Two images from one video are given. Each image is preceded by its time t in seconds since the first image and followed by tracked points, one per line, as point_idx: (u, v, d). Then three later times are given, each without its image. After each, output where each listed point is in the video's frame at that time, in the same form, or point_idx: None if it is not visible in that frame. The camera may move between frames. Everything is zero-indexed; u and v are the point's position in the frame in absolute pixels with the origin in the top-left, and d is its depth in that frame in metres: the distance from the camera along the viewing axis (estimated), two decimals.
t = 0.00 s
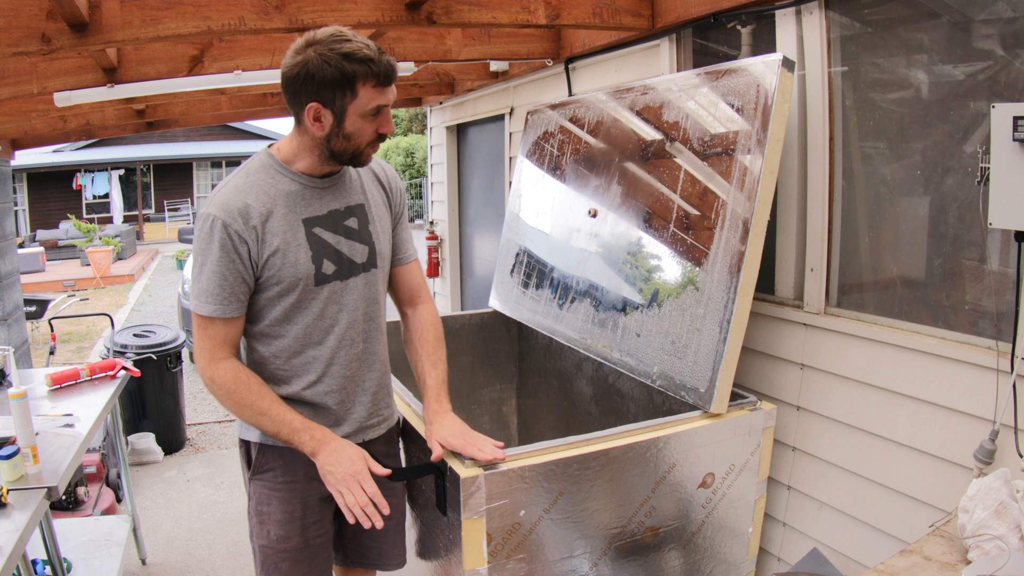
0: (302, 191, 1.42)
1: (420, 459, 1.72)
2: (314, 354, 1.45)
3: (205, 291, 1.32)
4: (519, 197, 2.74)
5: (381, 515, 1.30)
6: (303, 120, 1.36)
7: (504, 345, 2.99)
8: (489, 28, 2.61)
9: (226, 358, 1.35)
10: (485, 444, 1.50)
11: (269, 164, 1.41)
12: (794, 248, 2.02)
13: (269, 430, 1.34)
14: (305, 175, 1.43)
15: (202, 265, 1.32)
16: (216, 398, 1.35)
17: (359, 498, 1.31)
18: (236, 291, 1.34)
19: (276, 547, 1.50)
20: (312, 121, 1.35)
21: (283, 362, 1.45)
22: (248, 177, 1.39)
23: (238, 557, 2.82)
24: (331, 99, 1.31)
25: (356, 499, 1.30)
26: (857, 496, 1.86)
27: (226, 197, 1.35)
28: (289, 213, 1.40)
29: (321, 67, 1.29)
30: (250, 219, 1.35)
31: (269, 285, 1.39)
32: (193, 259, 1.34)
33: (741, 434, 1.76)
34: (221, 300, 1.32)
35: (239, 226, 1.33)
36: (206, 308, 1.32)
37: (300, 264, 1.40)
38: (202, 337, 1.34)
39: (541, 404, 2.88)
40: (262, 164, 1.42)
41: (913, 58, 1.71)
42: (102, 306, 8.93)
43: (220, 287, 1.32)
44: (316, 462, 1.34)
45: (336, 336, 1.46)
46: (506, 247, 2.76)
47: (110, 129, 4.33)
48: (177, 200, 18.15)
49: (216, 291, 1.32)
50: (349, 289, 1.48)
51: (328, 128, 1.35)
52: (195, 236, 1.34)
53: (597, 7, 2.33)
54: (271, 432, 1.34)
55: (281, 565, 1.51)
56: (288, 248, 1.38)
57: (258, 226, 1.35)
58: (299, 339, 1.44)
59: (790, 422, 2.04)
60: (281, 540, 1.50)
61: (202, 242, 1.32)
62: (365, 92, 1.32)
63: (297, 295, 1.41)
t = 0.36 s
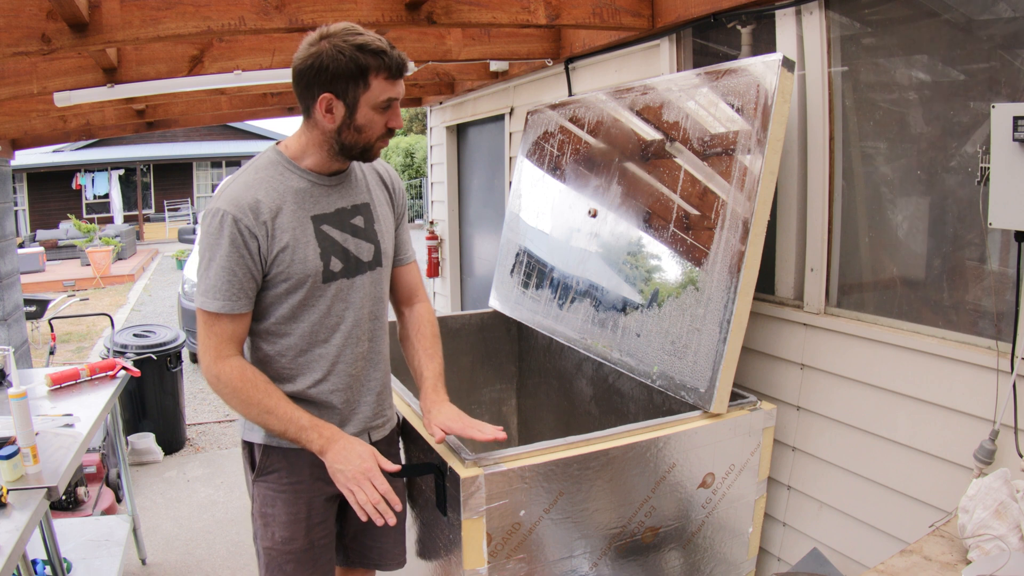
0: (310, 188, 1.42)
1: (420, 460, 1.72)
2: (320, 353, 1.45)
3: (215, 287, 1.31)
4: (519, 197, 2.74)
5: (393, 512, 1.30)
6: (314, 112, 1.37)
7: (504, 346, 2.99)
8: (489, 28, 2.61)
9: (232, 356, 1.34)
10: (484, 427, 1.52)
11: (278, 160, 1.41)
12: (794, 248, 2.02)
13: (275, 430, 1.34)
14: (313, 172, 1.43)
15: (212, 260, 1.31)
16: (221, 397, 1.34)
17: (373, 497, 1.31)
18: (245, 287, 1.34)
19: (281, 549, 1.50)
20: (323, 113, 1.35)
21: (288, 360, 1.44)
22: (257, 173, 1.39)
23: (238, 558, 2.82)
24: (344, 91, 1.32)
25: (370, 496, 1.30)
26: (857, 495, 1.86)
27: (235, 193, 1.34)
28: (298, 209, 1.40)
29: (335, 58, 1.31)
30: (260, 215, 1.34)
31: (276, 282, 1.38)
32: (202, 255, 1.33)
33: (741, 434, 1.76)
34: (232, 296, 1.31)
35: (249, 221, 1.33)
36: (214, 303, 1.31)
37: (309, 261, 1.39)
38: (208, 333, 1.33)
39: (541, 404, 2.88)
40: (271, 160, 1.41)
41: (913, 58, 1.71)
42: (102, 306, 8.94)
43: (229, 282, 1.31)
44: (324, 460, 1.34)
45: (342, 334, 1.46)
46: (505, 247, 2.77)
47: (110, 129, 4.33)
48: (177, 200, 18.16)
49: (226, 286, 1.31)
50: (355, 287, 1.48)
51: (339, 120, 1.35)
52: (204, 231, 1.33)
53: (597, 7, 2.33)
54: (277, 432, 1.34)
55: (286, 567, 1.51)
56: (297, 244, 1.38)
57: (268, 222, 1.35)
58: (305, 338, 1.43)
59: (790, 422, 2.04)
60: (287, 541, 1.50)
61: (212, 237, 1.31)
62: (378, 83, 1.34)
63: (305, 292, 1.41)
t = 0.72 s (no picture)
0: (314, 188, 1.42)
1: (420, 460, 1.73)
2: (323, 353, 1.45)
3: (219, 284, 1.30)
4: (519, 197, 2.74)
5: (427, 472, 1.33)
6: (318, 111, 1.37)
7: (504, 346, 2.99)
8: (489, 28, 2.61)
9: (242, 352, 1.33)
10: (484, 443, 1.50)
11: (283, 159, 1.41)
12: (794, 248, 2.02)
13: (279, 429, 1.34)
14: (316, 172, 1.43)
15: (216, 258, 1.30)
16: (232, 395, 1.33)
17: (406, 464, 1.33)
18: (250, 285, 1.33)
19: (286, 550, 1.50)
20: (325, 113, 1.35)
21: (293, 359, 1.44)
22: (261, 171, 1.39)
23: (238, 558, 2.82)
24: (348, 94, 1.32)
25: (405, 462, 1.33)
26: (857, 496, 1.86)
27: (240, 190, 1.34)
28: (302, 208, 1.40)
29: (343, 61, 1.31)
30: (265, 213, 1.35)
31: (280, 281, 1.38)
32: (206, 252, 1.32)
33: (741, 434, 1.76)
34: (236, 294, 1.31)
35: (254, 219, 1.33)
36: (219, 301, 1.30)
37: (312, 260, 1.40)
38: (216, 332, 1.32)
39: (541, 404, 2.88)
40: (275, 158, 1.41)
41: (913, 57, 1.71)
42: (102, 306, 8.94)
43: (234, 280, 1.30)
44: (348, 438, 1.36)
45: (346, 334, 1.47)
46: (505, 247, 2.77)
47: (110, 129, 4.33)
48: (177, 201, 18.17)
49: (231, 284, 1.30)
50: (358, 287, 1.48)
51: (340, 122, 1.35)
52: (208, 229, 1.32)
53: (597, 7, 2.33)
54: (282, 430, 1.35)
55: (291, 568, 1.51)
56: (301, 243, 1.38)
57: (273, 221, 1.35)
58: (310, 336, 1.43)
59: (790, 422, 2.04)
60: (291, 542, 1.50)
61: (217, 235, 1.30)
62: (382, 90, 1.33)
63: (308, 292, 1.40)
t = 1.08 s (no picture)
0: (320, 189, 1.42)
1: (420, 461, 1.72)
2: (313, 350, 1.45)
3: (217, 273, 1.31)
4: (519, 197, 2.74)
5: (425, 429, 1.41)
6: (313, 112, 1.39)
7: (504, 346, 2.99)
8: (489, 28, 2.61)
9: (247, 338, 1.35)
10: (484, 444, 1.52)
11: (294, 157, 1.41)
12: (794, 248, 2.02)
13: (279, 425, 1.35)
14: (320, 171, 1.42)
15: (218, 247, 1.31)
16: (234, 378, 1.35)
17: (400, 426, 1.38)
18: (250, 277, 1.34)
19: (273, 542, 1.50)
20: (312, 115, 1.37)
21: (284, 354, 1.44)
22: (272, 166, 1.39)
23: (238, 558, 2.82)
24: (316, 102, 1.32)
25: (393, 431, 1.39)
26: (857, 496, 1.86)
27: (248, 183, 1.35)
28: (306, 207, 1.40)
29: (316, 70, 1.29)
30: (270, 208, 1.35)
31: (277, 277, 1.39)
32: (209, 240, 1.32)
33: (741, 434, 1.76)
34: (233, 285, 1.31)
35: (259, 213, 1.33)
36: (216, 289, 1.31)
37: (311, 259, 1.40)
38: (219, 320, 1.32)
39: (541, 404, 2.88)
40: (287, 155, 1.42)
41: (913, 57, 1.71)
42: (102, 306, 8.94)
43: (230, 271, 1.31)
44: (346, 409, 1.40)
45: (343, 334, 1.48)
46: (505, 247, 2.77)
47: (110, 129, 4.33)
48: (177, 201, 18.17)
49: (230, 273, 1.31)
50: (355, 290, 1.48)
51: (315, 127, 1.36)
52: (214, 217, 1.33)
53: (597, 7, 2.33)
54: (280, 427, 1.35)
55: (278, 560, 1.50)
56: (301, 242, 1.38)
57: (277, 216, 1.35)
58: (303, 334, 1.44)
59: (790, 422, 2.04)
60: (278, 534, 1.50)
61: (221, 224, 1.31)
62: (332, 109, 1.27)
63: (303, 290, 1.41)
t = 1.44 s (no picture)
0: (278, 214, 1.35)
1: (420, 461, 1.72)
2: (270, 363, 1.44)
3: (171, 292, 1.35)
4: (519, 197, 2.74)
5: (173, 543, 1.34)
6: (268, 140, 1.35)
7: (504, 346, 2.99)
8: (489, 28, 2.61)
9: (195, 352, 1.39)
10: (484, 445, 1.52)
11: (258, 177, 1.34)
12: (794, 248, 2.02)
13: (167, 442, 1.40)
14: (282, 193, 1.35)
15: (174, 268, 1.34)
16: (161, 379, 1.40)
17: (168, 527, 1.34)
18: (201, 300, 1.35)
19: (220, 522, 1.48)
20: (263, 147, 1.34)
21: (243, 357, 1.46)
22: (233, 186, 1.33)
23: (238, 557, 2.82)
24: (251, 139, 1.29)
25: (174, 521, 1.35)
26: (857, 496, 1.86)
27: (204, 206, 1.32)
28: (263, 233, 1.35)
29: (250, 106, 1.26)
30: (220, 235, 1.32)
31: (233, 299, 1.39)
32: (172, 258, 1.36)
33: (741, 434, 1.76)
34: (180, 308, 1.34)
35: (206, 242, 1.31)
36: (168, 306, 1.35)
37: (263, 286, 1.38)
38: (165, 328, 1.37)
39: (541, 404, 2.88)
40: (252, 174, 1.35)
41: (913, 57, 1.71)
42: (102, 306, 8.93)
43: (179, 294, 1.34)
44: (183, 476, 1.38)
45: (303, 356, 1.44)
46: (505, 247, 2.77)
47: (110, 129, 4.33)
48: (177, 200, 18.17)
49: (178, 296, 1.34)
50: (314, 316, 1.42)
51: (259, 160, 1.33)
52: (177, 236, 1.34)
53: (597, 7, 2.33)
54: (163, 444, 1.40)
55: (223, 541, 1.48)
56: (251, 272, 1.36)
57: (226, 247, 1.33)
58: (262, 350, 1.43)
59: (790, 422, 2.04)
60: (225, 516, 1.48)
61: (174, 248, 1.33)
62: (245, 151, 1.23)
63: (257, 315, 1.39)
